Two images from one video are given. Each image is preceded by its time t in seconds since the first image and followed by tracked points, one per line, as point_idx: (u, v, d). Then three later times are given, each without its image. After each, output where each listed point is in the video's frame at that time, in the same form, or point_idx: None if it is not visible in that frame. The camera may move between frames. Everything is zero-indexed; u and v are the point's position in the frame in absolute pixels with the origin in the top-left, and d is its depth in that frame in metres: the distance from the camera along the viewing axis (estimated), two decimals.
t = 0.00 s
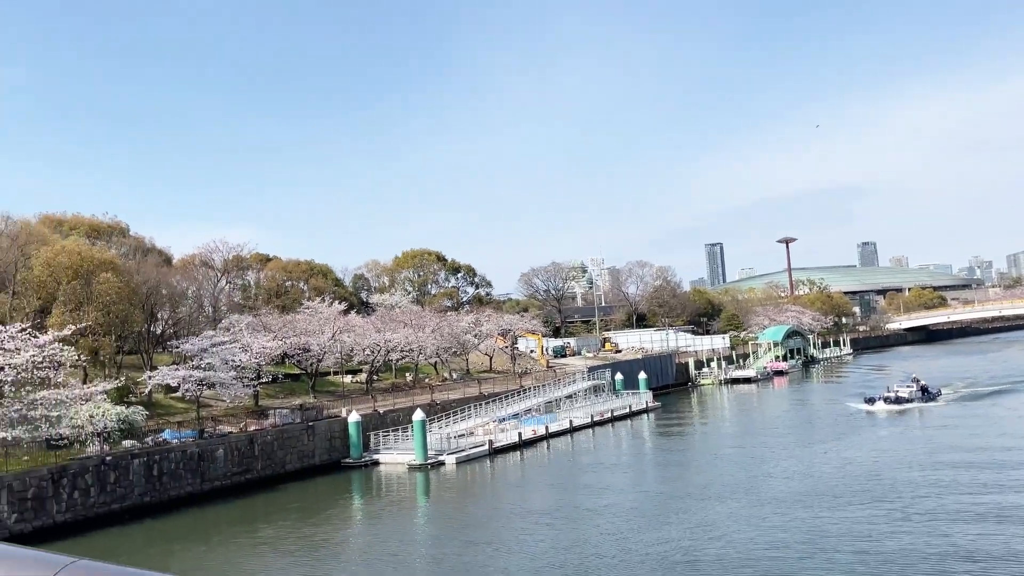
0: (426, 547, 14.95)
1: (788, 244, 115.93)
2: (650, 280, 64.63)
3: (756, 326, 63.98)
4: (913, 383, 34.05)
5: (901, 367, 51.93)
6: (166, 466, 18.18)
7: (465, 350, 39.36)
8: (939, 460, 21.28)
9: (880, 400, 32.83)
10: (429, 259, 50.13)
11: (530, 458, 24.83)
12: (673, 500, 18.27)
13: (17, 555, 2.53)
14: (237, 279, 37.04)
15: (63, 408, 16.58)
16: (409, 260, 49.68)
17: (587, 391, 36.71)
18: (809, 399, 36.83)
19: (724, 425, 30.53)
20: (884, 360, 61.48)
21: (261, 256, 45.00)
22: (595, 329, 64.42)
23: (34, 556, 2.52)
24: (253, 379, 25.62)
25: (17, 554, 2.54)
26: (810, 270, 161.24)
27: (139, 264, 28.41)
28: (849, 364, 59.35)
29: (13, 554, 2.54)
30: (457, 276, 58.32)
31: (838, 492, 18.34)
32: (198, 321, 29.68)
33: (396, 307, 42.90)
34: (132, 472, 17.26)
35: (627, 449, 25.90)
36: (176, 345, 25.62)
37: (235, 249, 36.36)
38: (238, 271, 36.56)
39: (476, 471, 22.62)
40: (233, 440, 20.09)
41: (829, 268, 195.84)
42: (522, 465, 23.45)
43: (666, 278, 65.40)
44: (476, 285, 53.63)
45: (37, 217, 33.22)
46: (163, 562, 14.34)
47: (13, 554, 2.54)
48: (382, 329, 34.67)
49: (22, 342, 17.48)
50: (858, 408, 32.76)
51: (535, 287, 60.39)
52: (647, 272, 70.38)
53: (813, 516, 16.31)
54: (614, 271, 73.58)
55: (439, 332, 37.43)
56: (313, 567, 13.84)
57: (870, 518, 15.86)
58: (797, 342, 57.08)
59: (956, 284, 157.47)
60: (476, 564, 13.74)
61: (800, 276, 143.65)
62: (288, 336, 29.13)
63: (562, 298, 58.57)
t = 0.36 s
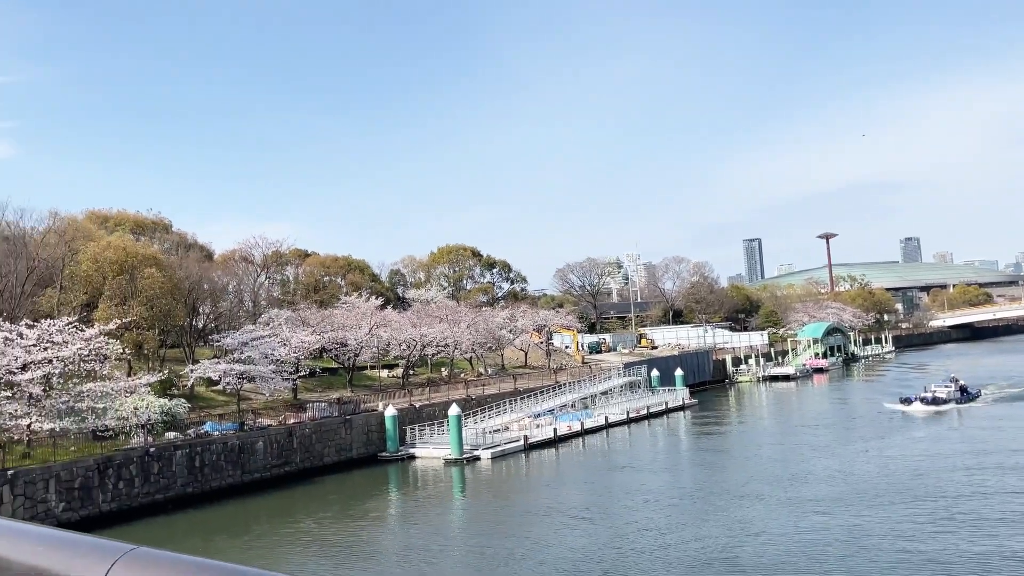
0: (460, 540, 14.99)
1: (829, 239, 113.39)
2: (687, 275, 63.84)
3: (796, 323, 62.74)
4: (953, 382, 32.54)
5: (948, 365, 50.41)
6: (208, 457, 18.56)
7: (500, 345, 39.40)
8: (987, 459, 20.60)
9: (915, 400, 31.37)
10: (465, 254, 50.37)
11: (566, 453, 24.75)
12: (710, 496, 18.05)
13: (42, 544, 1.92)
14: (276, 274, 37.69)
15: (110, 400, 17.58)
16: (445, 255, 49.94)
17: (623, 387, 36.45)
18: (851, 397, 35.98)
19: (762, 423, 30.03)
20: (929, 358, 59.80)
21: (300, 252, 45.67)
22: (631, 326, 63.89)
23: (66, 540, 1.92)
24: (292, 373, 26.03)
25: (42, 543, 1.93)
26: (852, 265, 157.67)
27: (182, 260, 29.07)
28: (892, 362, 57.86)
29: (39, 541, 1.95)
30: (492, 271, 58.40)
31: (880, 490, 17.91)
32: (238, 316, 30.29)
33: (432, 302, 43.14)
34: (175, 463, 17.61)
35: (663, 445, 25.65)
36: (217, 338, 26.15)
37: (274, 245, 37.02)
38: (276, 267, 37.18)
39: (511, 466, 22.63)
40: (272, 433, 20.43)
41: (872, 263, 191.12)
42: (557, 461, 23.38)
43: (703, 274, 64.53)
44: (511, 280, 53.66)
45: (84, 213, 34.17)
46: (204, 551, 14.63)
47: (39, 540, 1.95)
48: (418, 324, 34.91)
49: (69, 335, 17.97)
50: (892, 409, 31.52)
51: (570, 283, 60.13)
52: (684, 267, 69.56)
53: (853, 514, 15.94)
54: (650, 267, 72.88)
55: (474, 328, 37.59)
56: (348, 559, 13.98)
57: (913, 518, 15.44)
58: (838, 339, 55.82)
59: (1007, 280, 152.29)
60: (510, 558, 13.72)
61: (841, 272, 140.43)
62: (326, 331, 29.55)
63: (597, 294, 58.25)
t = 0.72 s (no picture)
0: (484, 535, 15.03)
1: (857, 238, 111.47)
2: (712, 273, 63.21)
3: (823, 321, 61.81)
4: (977, 383, 31.76)
5: (980, 364, 49.34)
6: (236, 451, 18.80)
7: (523, 342, 39.36)
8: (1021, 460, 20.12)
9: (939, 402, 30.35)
10: (489, 251, 50.43)
11: (589, 451, 24.65)
12: (736, 495, 17.85)
13: (71, 533, 1.85)
14: (302, 269, 38.07)
15: (138, 395, 18.18)
16: (469, 252, 50.08)
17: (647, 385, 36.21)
18: (880, 396, 35.36)
19: (789, 422, 29.63)
20: (961, 357, 58.51)
21: (325, 248, 46.05)
22: (655, 323, 63.44)
23: (95, 529, 1.84)
24: (317, 368, 26.27)
25: (71, 531, 1.86)
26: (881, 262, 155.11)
27: (210, 255, 29.49)
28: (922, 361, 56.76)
29: (66, 530, 1.87)
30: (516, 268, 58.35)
31: (909, 490, 17.60)
32: (265, 311, 30.68)
33: (456, 299, 43.24)
34: (202, 456, 17.88)
35: (688, 444, 25.42)
36: (244, 334, 26.50)
37: (300, 241, 37.41)
38: (302, 263, 37.57)
39: (534, 463, 22.59)
40: (298, 428, 20.65)
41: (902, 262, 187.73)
42: (580, 458, 23.30)
43: (729, 271, 63.83)
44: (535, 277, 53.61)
45: (115, 209, 34.77)
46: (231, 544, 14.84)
47: (69, 530, 1.88)
48: (441, 320, 35.02)
49: (100, 329, 18.32)
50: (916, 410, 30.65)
51: (595, 280, 59.85)
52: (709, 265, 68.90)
53: (881, 514, 15.70)
54: (675, 264, 72.26)
55: (498, 324, 37.65)
56: (373, 553, 14.09)
57: (943, 517, 15.17)
58: (867, 338, 54.93)
59: None
60: (534, 554, 13.73)
61: (869, 270, 138.29)
62: (351, 327, 29.80)
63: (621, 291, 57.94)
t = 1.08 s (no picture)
0: (503, 531, 15.05)
1: (884, 235, 109.67)
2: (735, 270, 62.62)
3: (848, 320, 60.97)
4: (1000, 385, 31.00)
5: (1010, 364, 48.35)
6: (258, 444, 19.00)
7: (544, 339, 39.33)
8: None
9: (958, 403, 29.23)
10: (510, 247, 50.42)
11: (610, 448, 24.56)
12: (757, 494, 17.69)
13: (96, 524, 1.78)
14: (324, 265, 38.32)
15: (162, 389, 18.46)
16: (490, 248, 50.14)
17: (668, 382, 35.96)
18: (907, 396, 34.80)
19: (812, 421, 29.30)
20: (990, 356, 57.37)
21: (347, 244, 46.36)
22: (676, 321, 63.04)
23: (120, 521, 1.78)
24: (339, 363, 26.48)
25: (96, 522, 1.79)
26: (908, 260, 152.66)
27: (233, 251, 29.82)
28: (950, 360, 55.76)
29: (91, 520, 1.81)
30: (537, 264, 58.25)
31: (934, 490, 17.32)
32: (287, 307, 30.95)
33: (477, 295, 43.29)
34: (226, 450, 18.08)
35: (709, 442, 25.23)
36: (266, 329, 26.75)
37: (322, 237, 37.67)
38: (324, 258, 37.82)
39: (554, 460, 22.57)
40: (320, 422, 20.81)
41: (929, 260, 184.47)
42: (600, 456, 23.23)
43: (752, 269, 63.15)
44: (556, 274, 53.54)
45: (140, 205, 35.23)
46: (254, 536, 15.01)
47: (93, 519, 1.81)
48: (462, 316, 35.09)
49: (125, 323, 18.59)
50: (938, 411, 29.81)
51: (616, 277, 59.62)
52: (731, 262, 68.23)
53: (905, 513, 15.48)
54: (697, 261, 71.64)
55: (518, 321, 37.63)
56: (393, 546, 14.18)
57: (969, 518, 14.90)
58: (892, 337, 54.04)
59: None
60: (553, 550, 13.71)
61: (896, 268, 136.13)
62: (372, 322, 29.98)
63: (643, 288, 57.66)
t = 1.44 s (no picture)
0: (516, 527, 15.06)
1: (902, 234, 108.47)
2: (750, 268, 62.21)
3: (865, 319, 60.39)
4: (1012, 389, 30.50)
5: None
6: (273, 440, 19.16)
7: (558, 336, 39.29)
8: None
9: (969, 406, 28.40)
10: (524, 245, 50.41)
11: (623, 446, 24.50)
12: (770, 493, 17.59)
13: (117, 516, 1.76)
14: (339, 261, 38.49)
15: (179, 383, 18.63)
16: (504, 246, 50.16)
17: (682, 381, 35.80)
18: (925, 396, 34.41)
19: (828, 420, 29.06)
20: (1011, 357, 56.59)
21: (363, 240, 46.56)
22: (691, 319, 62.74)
23: (141, 514, 1.76)
24: (353, 359, 26.60)
25: (116, 515, 1.77)
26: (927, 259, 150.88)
27: (250, 247, 30.05)
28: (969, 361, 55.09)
29: (113, 513, 1.79)
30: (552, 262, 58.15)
31: (950, 490, 17.17)
32: (302, 303, 31.15)
33: (491, 292, 43.30)
34: (241, 444, 18.25)
35: (723, 441, 25.09)
36: (282, 324, 26.94)
37: (338, 233, 37.88)
38: (339, 254, 37.99)
39: (567, 457, 22.54)
40: (334, 418, 20.95)
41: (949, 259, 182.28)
42: (614, 453, 23.18)
43: (768, 267, 62.71)
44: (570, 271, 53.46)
45: (158, 201, 35.57)
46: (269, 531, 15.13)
47: (112, 513, 1.79)
48: (476, 314, 35.13)
49: (143, 318, 18.79)
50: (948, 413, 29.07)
51: (631, 275, 59.41)
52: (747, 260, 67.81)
53: (921, 513, 15.34)
54: (712, 259, 71.24)
55: (532, 318, 37.62)
56: (406, 542, 14.24)
57: (987, 518, 14.75)
58: (910, 336, 53.41)
59: None
60: (565, 547, 13.71)
61: (915, 267, 134.65)
62: (387, 319, 30.08)
63: (657, 286, 57.43)
